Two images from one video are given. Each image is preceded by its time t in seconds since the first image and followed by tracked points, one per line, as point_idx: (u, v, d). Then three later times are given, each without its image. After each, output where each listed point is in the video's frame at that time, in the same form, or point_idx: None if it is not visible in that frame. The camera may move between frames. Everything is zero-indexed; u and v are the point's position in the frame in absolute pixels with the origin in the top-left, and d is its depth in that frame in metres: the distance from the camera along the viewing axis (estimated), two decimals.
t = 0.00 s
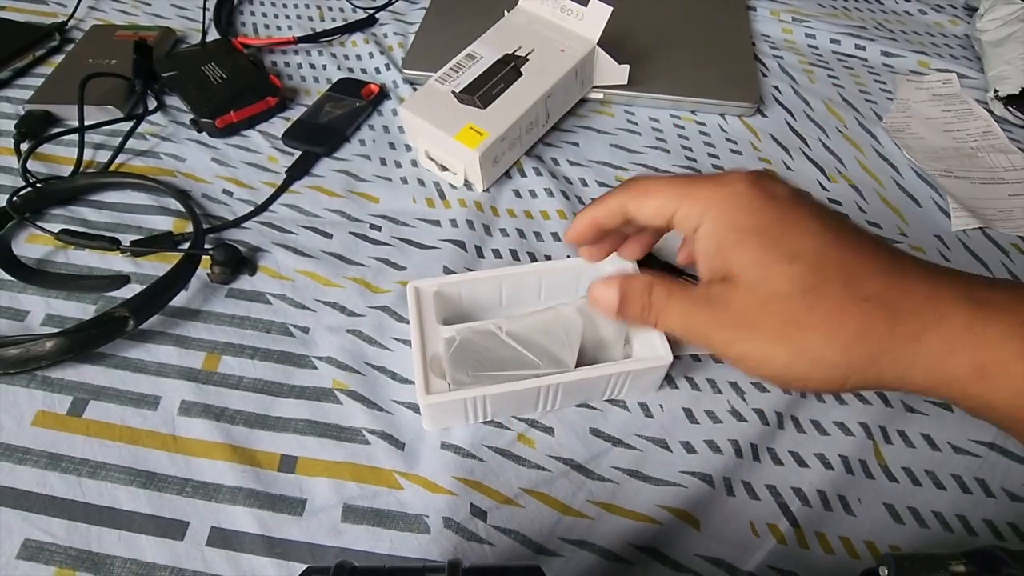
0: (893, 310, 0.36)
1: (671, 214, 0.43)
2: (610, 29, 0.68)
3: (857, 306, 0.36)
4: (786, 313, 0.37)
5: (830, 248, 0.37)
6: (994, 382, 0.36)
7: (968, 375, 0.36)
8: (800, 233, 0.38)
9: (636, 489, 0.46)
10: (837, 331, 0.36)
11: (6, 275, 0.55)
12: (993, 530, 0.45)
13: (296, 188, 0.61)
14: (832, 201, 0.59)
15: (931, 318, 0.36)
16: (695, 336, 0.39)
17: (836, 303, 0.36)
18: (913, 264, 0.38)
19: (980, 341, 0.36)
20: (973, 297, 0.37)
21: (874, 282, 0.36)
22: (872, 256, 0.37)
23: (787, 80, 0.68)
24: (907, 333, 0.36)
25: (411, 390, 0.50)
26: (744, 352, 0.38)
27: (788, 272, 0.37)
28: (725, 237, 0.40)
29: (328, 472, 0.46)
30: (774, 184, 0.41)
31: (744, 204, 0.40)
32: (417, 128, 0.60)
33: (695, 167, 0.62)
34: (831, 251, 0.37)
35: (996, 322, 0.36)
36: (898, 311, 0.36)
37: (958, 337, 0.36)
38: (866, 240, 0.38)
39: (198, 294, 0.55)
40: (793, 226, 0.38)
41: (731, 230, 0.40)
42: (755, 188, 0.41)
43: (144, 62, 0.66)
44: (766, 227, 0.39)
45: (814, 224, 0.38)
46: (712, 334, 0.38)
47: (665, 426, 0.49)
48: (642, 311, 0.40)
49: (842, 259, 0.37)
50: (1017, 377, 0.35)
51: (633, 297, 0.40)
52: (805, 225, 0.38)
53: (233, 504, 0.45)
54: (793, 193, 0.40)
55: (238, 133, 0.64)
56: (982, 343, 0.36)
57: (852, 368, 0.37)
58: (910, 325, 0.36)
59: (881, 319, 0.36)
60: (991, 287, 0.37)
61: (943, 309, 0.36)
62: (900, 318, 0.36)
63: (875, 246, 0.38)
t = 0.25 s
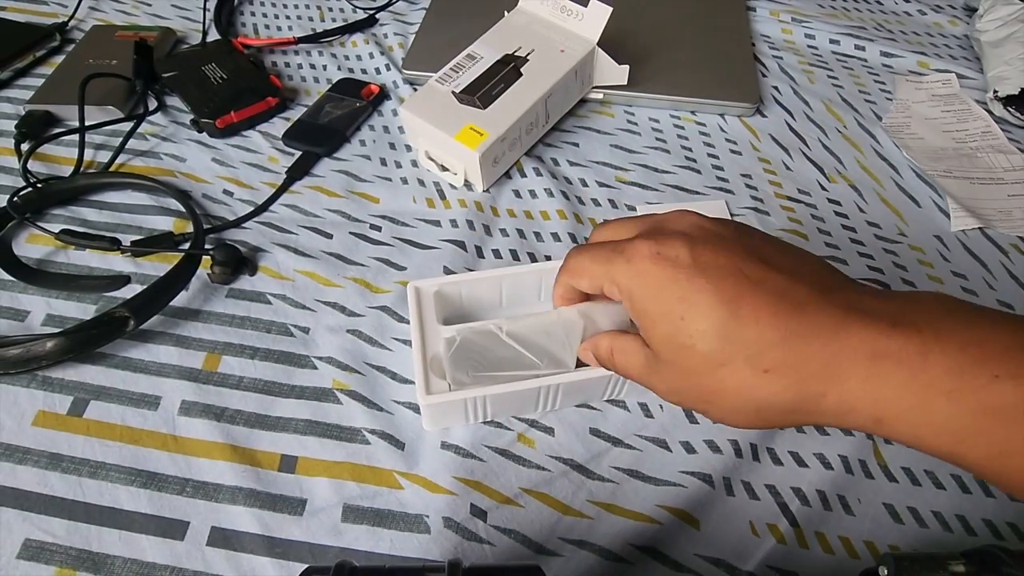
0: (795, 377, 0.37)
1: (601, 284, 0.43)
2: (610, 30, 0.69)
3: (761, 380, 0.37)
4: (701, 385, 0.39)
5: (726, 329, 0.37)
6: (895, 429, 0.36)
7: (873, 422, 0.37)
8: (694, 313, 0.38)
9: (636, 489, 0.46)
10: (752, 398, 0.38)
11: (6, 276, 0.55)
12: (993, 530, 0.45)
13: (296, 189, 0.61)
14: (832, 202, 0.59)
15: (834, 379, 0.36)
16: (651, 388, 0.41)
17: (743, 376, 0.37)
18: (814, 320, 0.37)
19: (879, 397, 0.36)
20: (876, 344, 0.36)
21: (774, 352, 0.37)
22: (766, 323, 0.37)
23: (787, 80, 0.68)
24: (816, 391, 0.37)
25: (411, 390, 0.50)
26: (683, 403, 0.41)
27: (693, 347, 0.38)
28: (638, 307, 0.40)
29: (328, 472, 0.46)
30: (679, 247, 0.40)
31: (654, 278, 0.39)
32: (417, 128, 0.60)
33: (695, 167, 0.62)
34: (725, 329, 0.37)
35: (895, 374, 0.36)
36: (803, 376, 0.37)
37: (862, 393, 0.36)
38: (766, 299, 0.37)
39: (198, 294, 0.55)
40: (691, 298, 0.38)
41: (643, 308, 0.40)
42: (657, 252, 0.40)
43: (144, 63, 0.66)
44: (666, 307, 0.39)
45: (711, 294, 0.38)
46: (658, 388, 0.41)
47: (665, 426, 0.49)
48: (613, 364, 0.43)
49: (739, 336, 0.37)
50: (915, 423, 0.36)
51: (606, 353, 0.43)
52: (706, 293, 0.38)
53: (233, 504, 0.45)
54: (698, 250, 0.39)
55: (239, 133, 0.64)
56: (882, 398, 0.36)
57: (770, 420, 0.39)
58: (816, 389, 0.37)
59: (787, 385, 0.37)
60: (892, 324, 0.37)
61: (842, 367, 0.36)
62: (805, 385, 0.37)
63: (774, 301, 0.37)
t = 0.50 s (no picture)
0: (794, 339, 0.36)
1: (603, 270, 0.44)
2: (610, 30, 0.69)
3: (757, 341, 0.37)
4: (697, 351, 0.38)
5: (725, 292, 0.37)
6: (901, 392, 0.35)
7: (876, 387, 0.36)
8: (695, 279, 0.38)
9: (636, 489, 0.46)
10: (750, 364, 0.37)
11: (6, 276, 0.55)
12: (993, 530, 0.45)
13: (296, 188, 0.61)
14: (832, 202, 0.59)
15: (832, 340, 0.36)
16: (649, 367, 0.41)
17: (742, 339, 0.37)
18: (812, 289, 0.37)
19: (878, 358, 0.35)
20: (874, 308, 0.36)
21: (773, 313, 0.37)
22: (764, 289, 0.37)
23: (787, 80, 0.68)
24: (815, 357, 0.36)
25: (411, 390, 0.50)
26: (680, 379, 0.40)
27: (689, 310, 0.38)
28: (640, 284, 0.41)
29: (328, 472, 0.46)
30: (682, 228, 0.41)
31: (656, 254, 0.41)
32: (417, 129, 0.60)
33: (695, 167, 0.62)
34: (721, 292, 0.38)
35: (894, 333, 0.35)
36: (800, 338, 0.36)
37: (862, 353, 0.35)
38: (763, 270, 0.38)
39: (198, 294, 0.55)
40: (690, 268, 0.39)
41: (645, 280, 0.40)
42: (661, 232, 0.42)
43: (144, 63, 0.66)
44: (667, 275, 0.39)
45: (712, 265, 0.38)
46: (654, 364, 0.41)
47: (665, 426, 0.49)
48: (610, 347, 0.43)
49: (736, 299, 0.37)
50: (918, 383, 0.35)
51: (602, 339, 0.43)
52: (707, 263, 0.39)
53: (233, 504, 0.45)
54: (698, 232, 0.41)
55: (239, 133, 0.64)
56: (880, 358, 0.35)
57: (771, 394, 0.38)
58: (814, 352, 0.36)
59: (785, 348, 0.36)
60: (889, 293, 0.37)
61: (839, 327, 0.36)
62: (803, 346, 0.36)
63: (771, 272, 0.38)
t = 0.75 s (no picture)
0: (787, 344, 0.36)
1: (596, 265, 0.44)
2: (610, 30, 0.69)
3: (750, 346, 0.37)
4: (690, 354, 0.38)
5: (719, 297, 0.37)
6: (889, 398, 0.36)
7: (865, 392, 0.36)
8: (689, 282, 0.38)
9: (636, 489, 0.46)
10: (743, 368, 0.37)
11: (6, 276, 0.55)
12: (993, 530, 0.45)
13: (296, 188, 0.61)
14: (832, 202, 0.59)
15: (824, 346, 0.36)
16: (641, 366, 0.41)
17: (735, 343, 0.37)
18: (805, 293, 0.37)
19: (869, 364, 0.36)
20: (866, 313, 0.36)
21: (766, 319, 0.37)
22: (758, 292, 0.37)
23: (787, 80, 0.68)
24: (806, 362, 0.36)
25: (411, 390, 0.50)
26: (672, 380, 0.40)
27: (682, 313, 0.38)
28: (633, 284, 0.41)
29: (328, 472, 0.46)
30: (676, 229, 0.41)
31: (651, 254, 0.40)
32: (417, 128, 0.60)
33: (695, 167, 0.62)
34: (715, 297, 0.37)
35: (885, 339, 0.35)
36: (793, 343, 0.36)
37: (853, 359, 0.36)
38: (757, 273, 0.38)
39: (198, 294, 0.55)
40: (684, 270, 0.39)
41: (638, 281, 0.40)
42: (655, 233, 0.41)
43: (144, 63, 0.66)
44: (661, 276, 0.39)
45: (707, 268, 0.38)
46: (646, 365, 0.41)
47: (665, 426, 0.49)
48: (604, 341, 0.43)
49: (730, 303, 0.37)
50: (907, 389, 0.35)
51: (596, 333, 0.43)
52: (701, 266, 0.38)
53: (233, 504, 0.45)
54: (692, 232, 0.41)
55: (239, 133, 0.64)
56: (871, 364, 0.36)
57: (761, 397, 0.38)
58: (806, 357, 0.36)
59: (777, 353, 0.37)
60: (880, 298, 0.37)
61: (831, 332, 0.36)
62: (795, 351, 0.36)
63: (765, 275, 0.38)
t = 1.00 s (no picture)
0: (786, 344, 0.37)
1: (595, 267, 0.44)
2: (609, 30, 0.69)
3: (750, 346, 0.37)
4: (690, 354, 0.39)
5: (719, 297, 0.37)
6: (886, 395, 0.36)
7: (863, 389, 0.37)
8: (689, 283, 0.38)
9: (635, 489, 0.46)
10: (743, 367, 0.38)
11: (6, 275, 0.55)
12: (992, 530, 0.45)
13: (296, 188, 0.61)
14: (831, 201, 0.59)
15: (823, 345, 0.36)
16: (642, 367, 0.41)
17: (735, 344, 0.37)
18: (803, 292, 0.37)
19: (867, 361, 0.36)
20: (863, 310, 0.36)
21: (766, 319, 0.37)
22: (757, 292, 0.37)
23: (786, 80, 0.68)
24: (804, 361, 0.37)
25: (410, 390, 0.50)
26: (673, 380, 0.40)
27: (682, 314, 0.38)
28: (633, 285, 0.41)
29: (328, 472, 0.47)
30: (674, 229, 0.41)
31: (650, 255, 0.40)
32: (417, 128, 0.60)
33: (695, 167, 0.62)
34: (715, 298, 0.37)
35: (882, 336, 0.36)
36: (792, 343, 0.37)
37: (851, 357, 0.36)
38: (756, 272, 0.38)
39: (198, 294, 0.55)
40: (684, 270, 0.39)
41: (639, 282, 0.40)
42: (653, 233, 0.41)
43: (144, 63, 0.66)
44: (662, 277, 0.39)
45: (707, 268, 0.38)
46: (648, 365, 0.41)
47: (664, 426, 0.49)
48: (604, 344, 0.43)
49: (730, 304, 0.37)
50: (903, 385, 0.35)
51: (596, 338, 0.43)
52: (701, 266, 0.38)
53: (233, 504, 0.45)
54: (689, 231, 0.41)
55: (239, 133, 0.64)
56: (869, 361, 0.36)
57: (761, 396, 0.39)
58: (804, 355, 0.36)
59: (777, 353, 0.37)
60: (877, 295, 0.37)
61: (830, 330, 0.36)
62: (794, 351, 0.37)
63: (764, 275, 0.38)
